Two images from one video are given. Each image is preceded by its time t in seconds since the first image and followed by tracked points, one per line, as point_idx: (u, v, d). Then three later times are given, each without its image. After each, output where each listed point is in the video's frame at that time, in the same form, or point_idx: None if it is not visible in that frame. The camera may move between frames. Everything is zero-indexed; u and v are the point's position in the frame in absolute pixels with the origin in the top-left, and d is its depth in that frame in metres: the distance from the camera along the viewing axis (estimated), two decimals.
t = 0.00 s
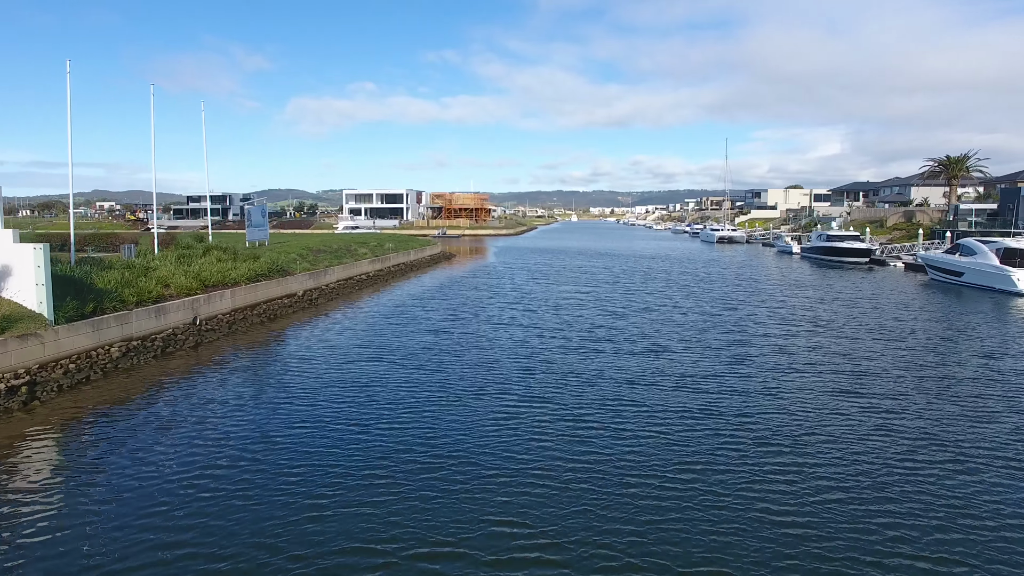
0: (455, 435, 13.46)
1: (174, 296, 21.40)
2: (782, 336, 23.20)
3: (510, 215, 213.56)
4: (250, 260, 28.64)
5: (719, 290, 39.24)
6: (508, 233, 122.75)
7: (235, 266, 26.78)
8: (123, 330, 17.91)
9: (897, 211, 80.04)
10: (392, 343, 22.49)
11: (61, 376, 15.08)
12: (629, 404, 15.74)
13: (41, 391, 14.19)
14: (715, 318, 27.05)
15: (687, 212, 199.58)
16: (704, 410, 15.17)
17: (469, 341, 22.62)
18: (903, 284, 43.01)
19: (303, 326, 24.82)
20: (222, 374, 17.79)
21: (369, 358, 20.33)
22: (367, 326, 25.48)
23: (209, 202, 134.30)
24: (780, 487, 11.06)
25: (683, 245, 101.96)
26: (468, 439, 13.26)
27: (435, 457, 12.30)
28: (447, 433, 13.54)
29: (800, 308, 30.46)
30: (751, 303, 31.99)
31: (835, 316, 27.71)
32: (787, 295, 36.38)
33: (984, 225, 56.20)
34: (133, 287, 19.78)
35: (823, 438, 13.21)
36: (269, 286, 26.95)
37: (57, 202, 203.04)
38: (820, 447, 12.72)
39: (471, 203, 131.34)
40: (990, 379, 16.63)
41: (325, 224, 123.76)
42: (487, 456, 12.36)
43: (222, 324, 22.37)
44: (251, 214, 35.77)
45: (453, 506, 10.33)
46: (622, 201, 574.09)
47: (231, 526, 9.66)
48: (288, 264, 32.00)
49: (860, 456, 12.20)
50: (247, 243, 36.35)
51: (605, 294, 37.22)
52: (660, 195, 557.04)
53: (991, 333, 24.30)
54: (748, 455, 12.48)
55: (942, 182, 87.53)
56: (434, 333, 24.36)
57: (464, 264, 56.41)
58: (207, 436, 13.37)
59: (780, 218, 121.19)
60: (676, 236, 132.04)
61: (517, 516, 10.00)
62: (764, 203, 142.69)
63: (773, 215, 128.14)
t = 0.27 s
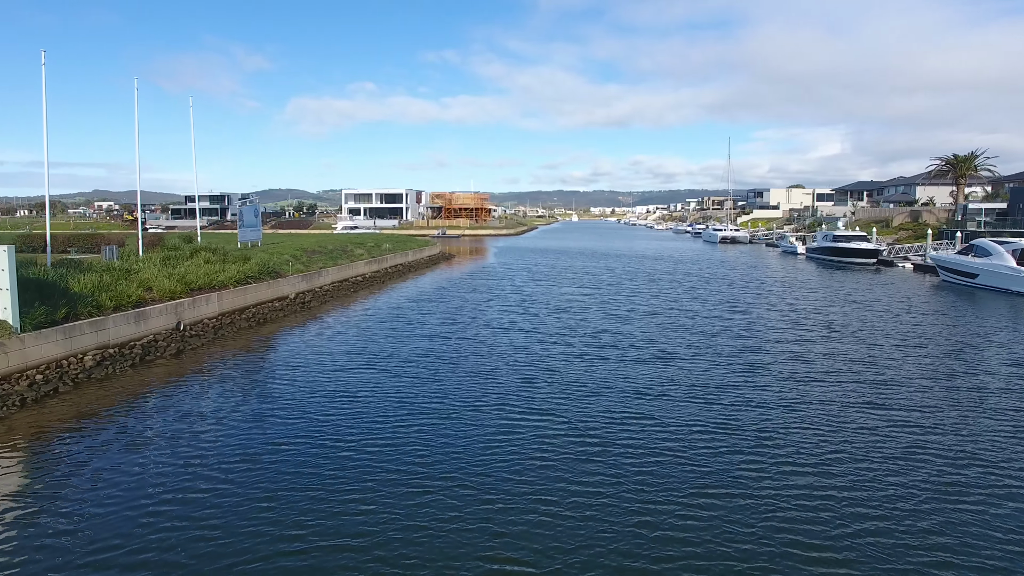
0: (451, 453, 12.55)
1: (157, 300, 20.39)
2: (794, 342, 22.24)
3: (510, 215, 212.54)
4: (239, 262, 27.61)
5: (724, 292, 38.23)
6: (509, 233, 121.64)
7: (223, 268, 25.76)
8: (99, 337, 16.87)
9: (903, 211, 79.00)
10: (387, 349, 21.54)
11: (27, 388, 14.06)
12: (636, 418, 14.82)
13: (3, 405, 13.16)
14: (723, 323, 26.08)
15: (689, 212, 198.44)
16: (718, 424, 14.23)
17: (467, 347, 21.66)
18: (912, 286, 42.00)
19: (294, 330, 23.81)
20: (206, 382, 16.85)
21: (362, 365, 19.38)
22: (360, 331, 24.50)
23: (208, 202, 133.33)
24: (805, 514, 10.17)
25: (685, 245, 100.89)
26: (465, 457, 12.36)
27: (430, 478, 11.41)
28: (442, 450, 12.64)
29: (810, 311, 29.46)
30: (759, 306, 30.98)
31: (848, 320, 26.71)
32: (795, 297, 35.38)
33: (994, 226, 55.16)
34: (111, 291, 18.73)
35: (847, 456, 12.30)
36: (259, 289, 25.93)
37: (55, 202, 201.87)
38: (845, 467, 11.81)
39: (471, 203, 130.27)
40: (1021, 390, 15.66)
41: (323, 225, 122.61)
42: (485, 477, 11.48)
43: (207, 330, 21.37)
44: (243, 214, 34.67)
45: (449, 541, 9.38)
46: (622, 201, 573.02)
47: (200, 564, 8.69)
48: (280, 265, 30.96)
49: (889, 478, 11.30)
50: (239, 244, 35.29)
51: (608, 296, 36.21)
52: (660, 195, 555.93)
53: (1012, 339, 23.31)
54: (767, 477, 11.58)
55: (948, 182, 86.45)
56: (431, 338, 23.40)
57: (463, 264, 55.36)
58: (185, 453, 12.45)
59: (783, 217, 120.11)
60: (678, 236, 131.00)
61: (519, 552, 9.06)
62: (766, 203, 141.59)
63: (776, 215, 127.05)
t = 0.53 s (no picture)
0: (447, 477, 11.49)
1: (138, 304, 19.29)
2: (809, 349, 21.16)
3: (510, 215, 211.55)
4: (228, 264, 26.50)
5: (731, 295, 37.15)
6: (509, 233, 120.55)
7: (210, 270, 24.64)
8: (71, 345, 15.79)
9: (908, 211, 77.87)
10: (381, 356, 20.45)
11: None
12: (647, 435, 13.75)
13: None
14: (733, 328, 24.99)
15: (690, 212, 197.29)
16: (736, 442, 13.16)
17: (466, 355, 20.58)
18: (923, 288, 40.95)
19: (283, 336, 22.70)
20: (186, 394, 15.76)
21: (354, 375, 18.31)
22: (353, 336, 23.41)
23: (206, 202, 132.29)
24: (841, 555, 9.10)
25: (687, 245, 99.83)
26: (462, 482, 11.30)
27: (423, 509, 10.33)
28: (437, 474, 11.57)
29: (822, 315, 28.38)
30: (768, 310, 29.89)
31: (862, 325, 25.67)
32: (805, 300, 34.33)
33: (1004, 226, 54.10)
34: (87, 295, 17.64)
35: (881, 482, 11.22)
36: (247, 292, 24.82)
37: (53, 202, 200.75)
38: (880, 496, 10.73)
39: (471, 203, 129.17)
40: None
41: (322, 225, 121.51)
42: (485, 506, 10.42)
43: (191, 336, 20.26)
44: (235, 213, 33.59)
45: None
46: (623, 201, 571.93)
47: None
48: (272, 267, 29.90)
49: (930, 510, 10.23)
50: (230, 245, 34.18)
51: (611, 299, 35.15)
52: (661, 195, 554.80)
53: None
54: (793, 504, 10.58)
55: (954, 181, 85.30)
56: (428, 344, 22.33)
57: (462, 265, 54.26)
58: (156, 475, 11.38)
59: (785, 218, 119.00)
60: (679, 237, 130.01)
61: None
62: (769, 203, 140.50)
63: (778, 216, 125.95)
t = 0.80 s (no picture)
0: (437, 503, 10.49)
1: (111, 310, 18.18)
2: (820, 355, 20.14)
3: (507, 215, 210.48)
4: (212, 266, 25.37)
5: (734, 297, 36.15)
6: (505, 233, 119.48)
7: (192, 273, 23.51)
8: (33, 355, 14.69)
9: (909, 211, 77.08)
10: (370, 364, 19.36)
11: None
12: (654, 454, 12.71)
13: None
14: (739, 333, 23.98)
15: (687, 212, 196.51)
16: (751, 462, 12.16)
17: (459, 363, 19.51)
18: (929, 290, 40.06)
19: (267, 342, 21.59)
20: (157, 408, 14.66)
21: (340, 385, 17.22)
22: (341, 342, 22.30)
23: (199, 202, 130.94)
24: None
25: (686, 246, 98.95)
26: (453, 511, 10.27)
27: (409, 544, 9.28)
28: (426, 501, 10.52)
29: (830, 319, 27.38)
30: (773, 314, 28.88)
31: (872, 329, 24.73)
32: (810, 303, 33.38)
33: (1008, 226, 53.29)
34: (53, 301, 16.52)
35: (914, 510, 10.20)
36: (230, 295, 23.71)
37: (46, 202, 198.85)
38: (915, 526, 9.71)
39: (467, 203, 128.06)
40: None
41: (317, 225, 120.21)
42: (478, 540, 9.40)
43: (168, 343, 19.16)
44: (222, 213, 32.39)
45: None
46: (619, 201, 571.33)
47: None
48: (259, 269, 28.77)
49: (972, 544, 9.22)
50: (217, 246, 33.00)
51: (610, 302, 34.12)
52: (657, 195, 554.45)
53: None
54: (817, 533, 9.62)
55: (954, 181, 84.54)
56: (420, 351, 21.25)
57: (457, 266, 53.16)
58: (115, 502, 10.29)
59: (783, 217, 118.22)
60: (677, 237, 129.14)
61: None
62: (766, 203, 139.74)
63: (776, 215, 125.17)
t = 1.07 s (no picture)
0: (430, 537, 9.57)
1: (84, 316, 17.03)
2: (836, 363, 19.14)
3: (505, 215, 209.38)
4: (197, 268, 24.24)
5: (739, 300, 35.10)
6: (503, 233, 118.40)
7: (175, 275, 22.37)
8: None
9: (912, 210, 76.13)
10: (361, 374, 18.33)
11: None
12: (668, 477, 11.73)
13: None
14: (748, 339, 22.99)
15: (686, 212, 195.54)
16: (770, 485, 11.24)
17: (456, 373, 18.50)
18: (938, 291, 39.11)
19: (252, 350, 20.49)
20: (129, 424, 13.62)
21: (328, 398, 16.17)
22: (332, 349, 21.24)
23: (194, 202, 129.64)
24: None
25: (686, 246, 97.99)
26: (448, 545, 9.35)
27: None
28: (419, 535, 9.56)
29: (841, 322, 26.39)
30: (781, 318, 27.91)
31: (886, 333, 23.77)
32: (818, 305, 32.40)
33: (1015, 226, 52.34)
34: (20, 307, 15.43)
35: (964, 544, 9.19)
36: (216, 299, 22.61)
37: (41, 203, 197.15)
38: (967, 566, 8.68)
39: (465, 203, 126.95)
40: None
41: (313, 226, 118.66)
42: None
43: (146, 350, 18.05)
44: (210, 212, 31.25)
45: None
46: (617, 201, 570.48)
47: None
48: (247, 270, 27.66)
49: None
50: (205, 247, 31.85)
51: (612, 305, 33.07)
52: (655, 194, 553.72)
53: None
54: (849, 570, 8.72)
55: (957, 181, 83.66)
56: (414, 358, 20.20)
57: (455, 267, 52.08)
58: (72, 542, 9.25)
59: (784, 217, 117.33)
60: (676, 237, 128.18)
61: None
62: (766, 203, 138.79)
63: (777, 215, 124.29)
